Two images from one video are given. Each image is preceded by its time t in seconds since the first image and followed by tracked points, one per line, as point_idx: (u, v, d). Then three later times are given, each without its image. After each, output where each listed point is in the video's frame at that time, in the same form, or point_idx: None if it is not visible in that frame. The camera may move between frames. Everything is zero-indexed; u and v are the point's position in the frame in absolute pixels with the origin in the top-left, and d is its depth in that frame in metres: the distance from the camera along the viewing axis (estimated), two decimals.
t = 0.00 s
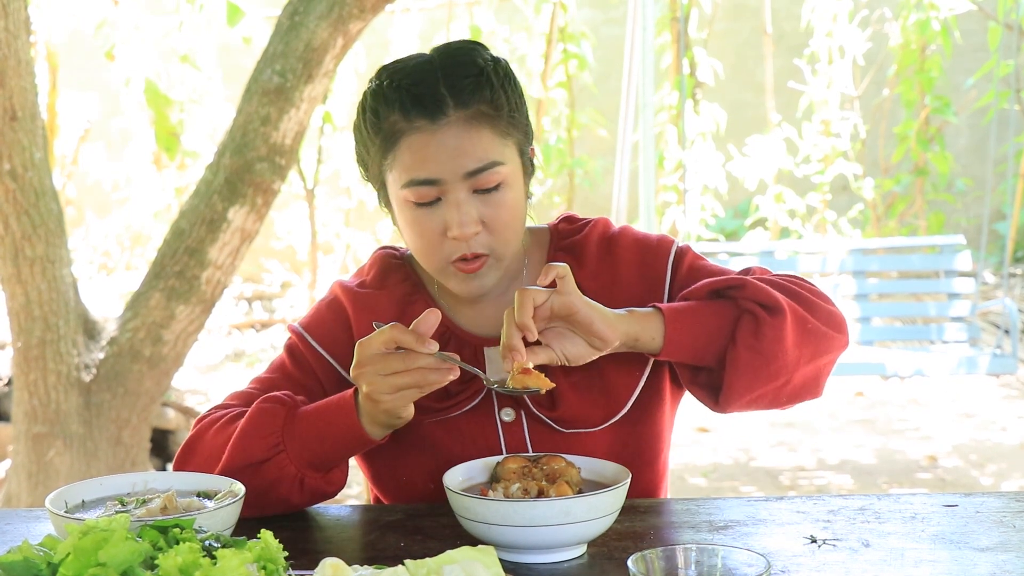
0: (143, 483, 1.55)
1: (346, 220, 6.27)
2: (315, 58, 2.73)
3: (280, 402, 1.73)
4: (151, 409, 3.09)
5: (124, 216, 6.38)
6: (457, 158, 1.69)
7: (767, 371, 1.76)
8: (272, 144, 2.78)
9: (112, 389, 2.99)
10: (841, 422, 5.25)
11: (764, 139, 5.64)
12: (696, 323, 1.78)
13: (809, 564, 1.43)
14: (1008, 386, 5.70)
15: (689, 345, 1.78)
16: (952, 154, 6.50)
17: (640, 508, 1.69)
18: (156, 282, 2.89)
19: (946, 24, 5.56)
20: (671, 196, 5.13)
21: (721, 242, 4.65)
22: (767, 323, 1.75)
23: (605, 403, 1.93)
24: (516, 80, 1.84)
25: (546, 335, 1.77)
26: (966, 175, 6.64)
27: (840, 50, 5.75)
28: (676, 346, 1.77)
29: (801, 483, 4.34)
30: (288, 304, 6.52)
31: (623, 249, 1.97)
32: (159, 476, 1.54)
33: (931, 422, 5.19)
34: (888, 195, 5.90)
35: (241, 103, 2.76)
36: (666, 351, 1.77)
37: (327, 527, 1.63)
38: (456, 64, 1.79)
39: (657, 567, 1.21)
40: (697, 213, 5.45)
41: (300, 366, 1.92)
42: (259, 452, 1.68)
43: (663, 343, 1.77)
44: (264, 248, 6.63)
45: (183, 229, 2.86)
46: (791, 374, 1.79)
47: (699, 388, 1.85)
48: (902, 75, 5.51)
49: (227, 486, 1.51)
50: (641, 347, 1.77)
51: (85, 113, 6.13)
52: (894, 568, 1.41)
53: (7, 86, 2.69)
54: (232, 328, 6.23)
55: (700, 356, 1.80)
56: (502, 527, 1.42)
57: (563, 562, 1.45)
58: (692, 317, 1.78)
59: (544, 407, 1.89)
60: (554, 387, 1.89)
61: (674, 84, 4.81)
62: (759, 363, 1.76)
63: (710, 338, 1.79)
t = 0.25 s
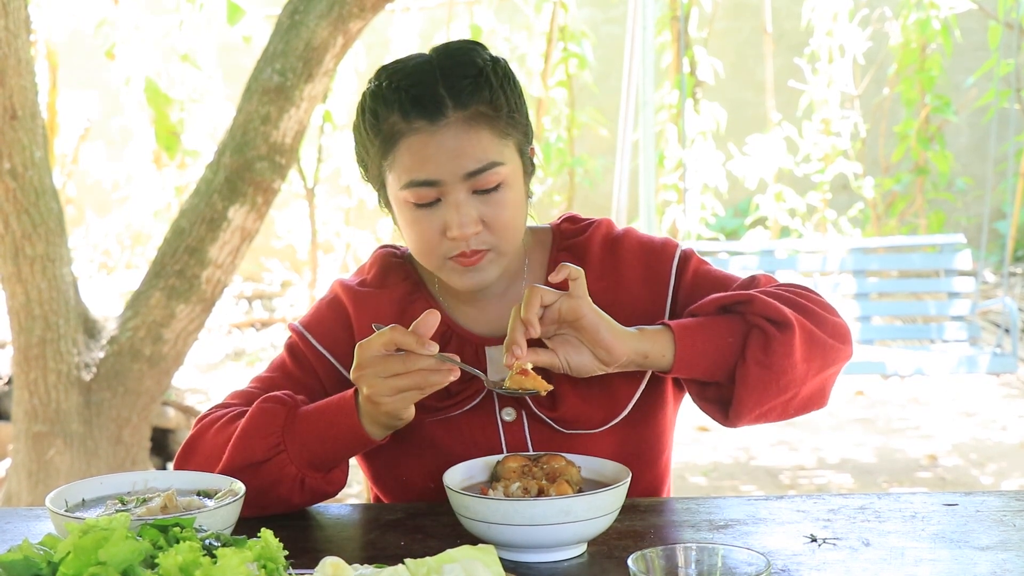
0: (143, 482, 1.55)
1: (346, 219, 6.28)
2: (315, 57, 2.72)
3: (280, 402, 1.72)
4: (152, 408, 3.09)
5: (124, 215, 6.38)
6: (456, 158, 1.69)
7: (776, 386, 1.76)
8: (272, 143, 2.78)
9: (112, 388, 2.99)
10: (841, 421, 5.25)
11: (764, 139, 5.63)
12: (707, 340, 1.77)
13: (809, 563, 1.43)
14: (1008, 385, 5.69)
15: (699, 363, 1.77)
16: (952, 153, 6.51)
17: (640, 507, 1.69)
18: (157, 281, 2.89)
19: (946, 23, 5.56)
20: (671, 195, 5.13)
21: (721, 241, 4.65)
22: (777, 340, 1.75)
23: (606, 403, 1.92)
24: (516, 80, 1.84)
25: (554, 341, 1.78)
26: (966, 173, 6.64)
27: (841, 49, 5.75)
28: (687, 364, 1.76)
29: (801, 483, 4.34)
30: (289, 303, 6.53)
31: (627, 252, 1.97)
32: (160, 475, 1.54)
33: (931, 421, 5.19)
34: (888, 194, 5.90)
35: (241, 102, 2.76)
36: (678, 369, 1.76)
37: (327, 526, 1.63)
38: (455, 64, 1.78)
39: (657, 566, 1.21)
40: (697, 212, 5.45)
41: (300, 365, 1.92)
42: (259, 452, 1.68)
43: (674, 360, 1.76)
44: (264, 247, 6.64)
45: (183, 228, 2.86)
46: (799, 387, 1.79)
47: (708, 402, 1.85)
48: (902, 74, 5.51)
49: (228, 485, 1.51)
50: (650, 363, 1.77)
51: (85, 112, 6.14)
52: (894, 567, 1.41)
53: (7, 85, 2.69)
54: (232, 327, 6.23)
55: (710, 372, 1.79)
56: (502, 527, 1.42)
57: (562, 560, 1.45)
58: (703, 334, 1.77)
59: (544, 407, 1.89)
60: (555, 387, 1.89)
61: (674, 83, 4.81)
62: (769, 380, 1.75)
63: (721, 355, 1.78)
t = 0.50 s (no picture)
0: (143, 482, 1.55)
1: (346, 218, 6.28)
2: (315, 56, 2.72)
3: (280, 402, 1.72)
4: (152, 407, 3.09)
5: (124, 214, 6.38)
6: (456, 160, 1.69)
7: (781, 395, 1.76)
8: (272, 142, 2.78)
9: (112, 387, 2.99)
10: (841, 420, 5.25)
11: (764, 138, 5.62)
12: (713, 347, 1.76)
13: (809, 562, 1.43)
14: (1008, 384, 5.69)
15: (704, 369, 1.77)
16: (952, 152, 6.51)
17: (641, 506, 1.69)
18: (157, 281, 2.89)
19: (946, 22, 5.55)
20: (671, 194, 5.13)
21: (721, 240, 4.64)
22: (782, 349, 1.75)
23: (607, 404, 1.92)
24: (515, 80, 1.84)
25: (560, 340, 1.79)
26: (966, 173, 6.64)
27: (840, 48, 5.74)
28: (692, 370, 1.76)
29: (801, 482, 4.34)
30: (289, 302, 6.53)
31: (630, 254, 1.97)
32: (160, 474, 1.54)
33: (931, 420, 5.19)
34: (888, 193, 5.90)
35: (241, 101, 2.76)
36: (683, 376, 1.76)
37: (327, 526, 1.63)
38: (454, 65, 1.78)
39: (658, 566, 1.21)
40: (697, 211, 5.45)
41: (301, 365, 1.92)
42: (259, 452, 1.68)
43: (679, 367, 1.76)
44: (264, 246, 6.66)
45: (183, 227, 2.86)
46: (803, 396, 1.80)
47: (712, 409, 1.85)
48: (902, 73, 5.51)
49: (228, 484, 1.51)
50: (655, 370, 1.76)
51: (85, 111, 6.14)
52: (894, 567, 1.41)
53: (7, 84, 2.69)
54: (233, 326, 6.24)
55: (715, 378, 1.79)
56: (502, 526, 1.43)
57: (563, 560, 1.45)
58: (708, 341, 1.77)
59: (545, 407, 1.89)
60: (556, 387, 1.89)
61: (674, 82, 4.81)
62: (774, 389, 1.75)
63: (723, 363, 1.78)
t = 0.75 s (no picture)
0: (143, 481, 1.55)
1: (347, 217, 6.29)
2: (315, 56, 2.72)
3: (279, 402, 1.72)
4: (152, 407, 3.09)
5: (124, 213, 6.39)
6: (456, 157, 1.69)
7: (775, 400, 1.76)
8: (272, 141, 2.77)
9: (112, 387, 2.99)
10: (841, 420, 5.25)
11: (764, 138, 5.62)
12: (712, 347, 1.76)
13: (810, 562, 1.43)
14: (1009, 383, 5.69)
15: (704, 367, 1.77)
16: (952, 152, 6.51)
17: (641, 506, 1.69)
18: (157, 280, 2.89)
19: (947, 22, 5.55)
20: (671, 194, 5.12)
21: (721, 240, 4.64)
22: (781, 355, 1.74)
23: (607, 403, 1.92)
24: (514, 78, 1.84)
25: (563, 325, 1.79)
26: (966, 172, 6.64)
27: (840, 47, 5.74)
28: (690, 369, 1.76)
29: (801, 481, 4.34)
30: (289, 302, 6.54)
31: (630, 254, 1.97)
32: (160, 474, 1.54)
33: (931, 420, 5.19)
34: (888, 192, 5.90)
35: (242, 100, 2.76)
36: (681, 374, 1.76)
37: (328, 525, 1.63)
38: (453, 63, 1.78)
39: (658, 565, 1.21)
40: (697, 211, 5.45)
41: (301, 365, 1.92)
42: (258, 452, 1.68)
43: (678, 365, 1.76)
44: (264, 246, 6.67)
45: (183, 227, 2.86)
46: (796, 401, 1.80)
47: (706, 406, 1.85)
48: (902, 73, 5.50)
49: (228, 483, 1.51)
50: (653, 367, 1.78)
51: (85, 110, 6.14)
52: (894, 566, 1.41)
53: (7, 83, 2.69)
54: (233, 325, 6.25)
55: (711, 377, 1.79)
56: (502, 525, 1.43)
57: (562, 560, 1.45)
58: (708, 341, 1.76)
59: (546, 406, 1.89)
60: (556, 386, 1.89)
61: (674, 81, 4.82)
62: (769, 394, 1.75)
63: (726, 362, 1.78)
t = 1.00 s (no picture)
0: (143, 480, 1.55)
1: (347, 217, 6.30)
2: (315, 55, 2.72)
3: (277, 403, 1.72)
4: (152, 406, 3.09)
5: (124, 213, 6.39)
6: (467, 155, 1.69)
7: (782, 398, 1.77)
8: (272, 141, 2.77)
9: (112, 386, 2.99)
10: (841, 419, 5.25)
11: (764, 137, 5.61)
12: (737, 336, 1.76)
13: (810, 561, 1.43)
14: (1009, 382, 5.68)
15: (725, 353, 1.76)
16: (952, 151, 6.51)
17: (641, 505, 1.69)
18: (157, 279, 2.89)
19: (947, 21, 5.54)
20: (671, 194, 5.12)
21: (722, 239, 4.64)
22: (798, 357, 1.75)
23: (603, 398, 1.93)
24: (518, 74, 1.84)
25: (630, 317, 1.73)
26: (966, 172, 6.64)
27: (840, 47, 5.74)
28: (712, 353, 1.75)
29: (801, 481, 4.34)
30: (289, 301, 6.54)
31: (629, 253, 1.97)
32: (160, 473, 1.54)
33: (932, 419, 5.19)
34: (888, 192, 5.90)
35: (242, 100, 2.76)
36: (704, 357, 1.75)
37: (327, 525, 1.63)
38: (459, 60, 1.78)
39: (658, 564, 1.21)
40: (698, 210, 5.45)
41: (297, 364, 1.92)
42: (255, 453, 1.68)
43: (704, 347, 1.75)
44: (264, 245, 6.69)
45: (183, 226, 2.87)
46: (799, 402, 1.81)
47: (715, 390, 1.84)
48: (902, 72, 5.50)
49: (228, 482, 1.51)
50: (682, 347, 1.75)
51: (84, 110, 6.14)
52: (893, 565, 1.41)
53: (8, 83, 2.69)
54: (233, 325, 6.27)
55: (726, 366, 1.78)
56: (502, 525, 1.43)
57: (562, 560, 1.45)
58: (734, 329, 1.76)
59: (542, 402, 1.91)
60: (551, 381, 1.91)
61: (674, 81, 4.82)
62: (777, 392, 1.76)
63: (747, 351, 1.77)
